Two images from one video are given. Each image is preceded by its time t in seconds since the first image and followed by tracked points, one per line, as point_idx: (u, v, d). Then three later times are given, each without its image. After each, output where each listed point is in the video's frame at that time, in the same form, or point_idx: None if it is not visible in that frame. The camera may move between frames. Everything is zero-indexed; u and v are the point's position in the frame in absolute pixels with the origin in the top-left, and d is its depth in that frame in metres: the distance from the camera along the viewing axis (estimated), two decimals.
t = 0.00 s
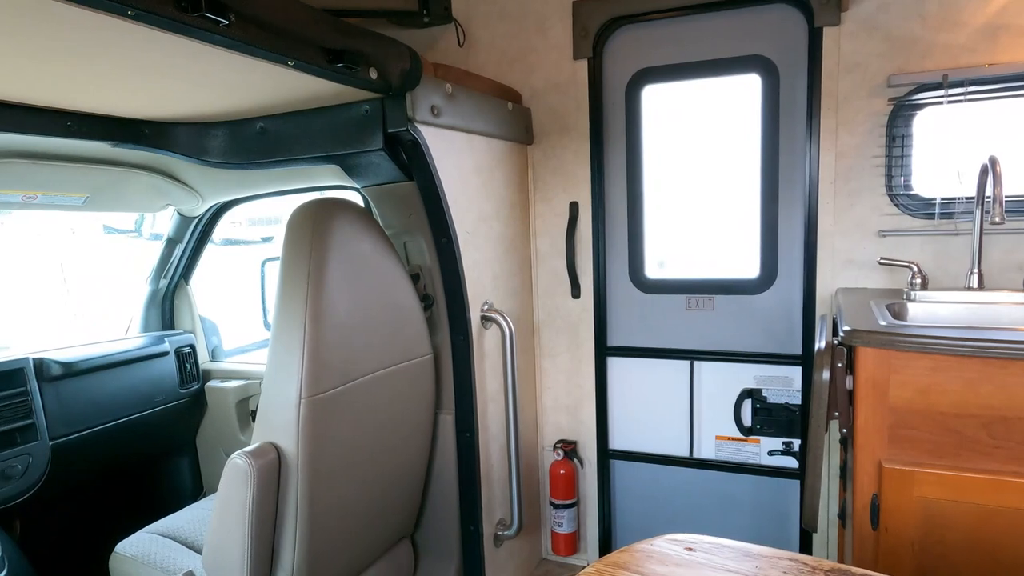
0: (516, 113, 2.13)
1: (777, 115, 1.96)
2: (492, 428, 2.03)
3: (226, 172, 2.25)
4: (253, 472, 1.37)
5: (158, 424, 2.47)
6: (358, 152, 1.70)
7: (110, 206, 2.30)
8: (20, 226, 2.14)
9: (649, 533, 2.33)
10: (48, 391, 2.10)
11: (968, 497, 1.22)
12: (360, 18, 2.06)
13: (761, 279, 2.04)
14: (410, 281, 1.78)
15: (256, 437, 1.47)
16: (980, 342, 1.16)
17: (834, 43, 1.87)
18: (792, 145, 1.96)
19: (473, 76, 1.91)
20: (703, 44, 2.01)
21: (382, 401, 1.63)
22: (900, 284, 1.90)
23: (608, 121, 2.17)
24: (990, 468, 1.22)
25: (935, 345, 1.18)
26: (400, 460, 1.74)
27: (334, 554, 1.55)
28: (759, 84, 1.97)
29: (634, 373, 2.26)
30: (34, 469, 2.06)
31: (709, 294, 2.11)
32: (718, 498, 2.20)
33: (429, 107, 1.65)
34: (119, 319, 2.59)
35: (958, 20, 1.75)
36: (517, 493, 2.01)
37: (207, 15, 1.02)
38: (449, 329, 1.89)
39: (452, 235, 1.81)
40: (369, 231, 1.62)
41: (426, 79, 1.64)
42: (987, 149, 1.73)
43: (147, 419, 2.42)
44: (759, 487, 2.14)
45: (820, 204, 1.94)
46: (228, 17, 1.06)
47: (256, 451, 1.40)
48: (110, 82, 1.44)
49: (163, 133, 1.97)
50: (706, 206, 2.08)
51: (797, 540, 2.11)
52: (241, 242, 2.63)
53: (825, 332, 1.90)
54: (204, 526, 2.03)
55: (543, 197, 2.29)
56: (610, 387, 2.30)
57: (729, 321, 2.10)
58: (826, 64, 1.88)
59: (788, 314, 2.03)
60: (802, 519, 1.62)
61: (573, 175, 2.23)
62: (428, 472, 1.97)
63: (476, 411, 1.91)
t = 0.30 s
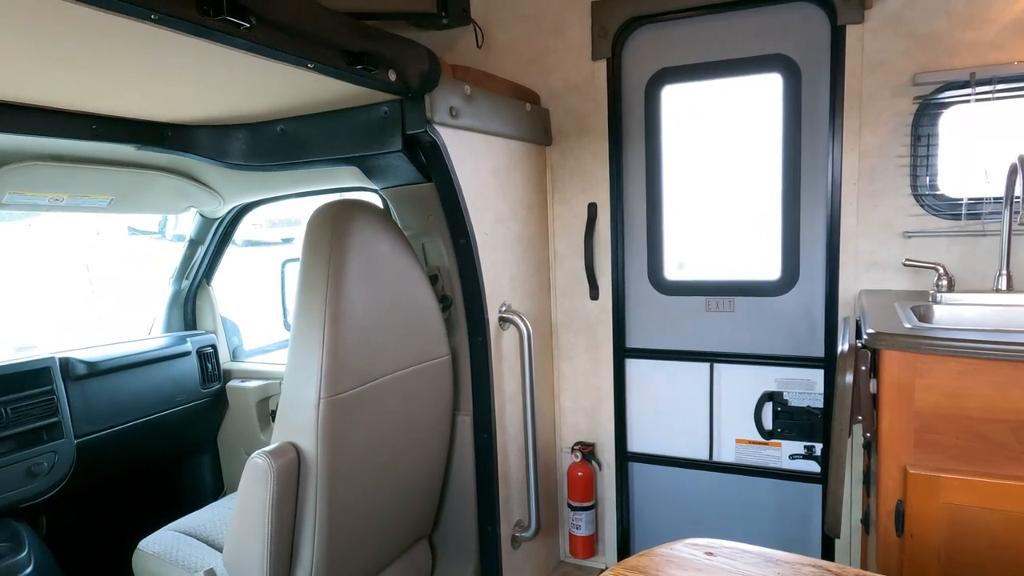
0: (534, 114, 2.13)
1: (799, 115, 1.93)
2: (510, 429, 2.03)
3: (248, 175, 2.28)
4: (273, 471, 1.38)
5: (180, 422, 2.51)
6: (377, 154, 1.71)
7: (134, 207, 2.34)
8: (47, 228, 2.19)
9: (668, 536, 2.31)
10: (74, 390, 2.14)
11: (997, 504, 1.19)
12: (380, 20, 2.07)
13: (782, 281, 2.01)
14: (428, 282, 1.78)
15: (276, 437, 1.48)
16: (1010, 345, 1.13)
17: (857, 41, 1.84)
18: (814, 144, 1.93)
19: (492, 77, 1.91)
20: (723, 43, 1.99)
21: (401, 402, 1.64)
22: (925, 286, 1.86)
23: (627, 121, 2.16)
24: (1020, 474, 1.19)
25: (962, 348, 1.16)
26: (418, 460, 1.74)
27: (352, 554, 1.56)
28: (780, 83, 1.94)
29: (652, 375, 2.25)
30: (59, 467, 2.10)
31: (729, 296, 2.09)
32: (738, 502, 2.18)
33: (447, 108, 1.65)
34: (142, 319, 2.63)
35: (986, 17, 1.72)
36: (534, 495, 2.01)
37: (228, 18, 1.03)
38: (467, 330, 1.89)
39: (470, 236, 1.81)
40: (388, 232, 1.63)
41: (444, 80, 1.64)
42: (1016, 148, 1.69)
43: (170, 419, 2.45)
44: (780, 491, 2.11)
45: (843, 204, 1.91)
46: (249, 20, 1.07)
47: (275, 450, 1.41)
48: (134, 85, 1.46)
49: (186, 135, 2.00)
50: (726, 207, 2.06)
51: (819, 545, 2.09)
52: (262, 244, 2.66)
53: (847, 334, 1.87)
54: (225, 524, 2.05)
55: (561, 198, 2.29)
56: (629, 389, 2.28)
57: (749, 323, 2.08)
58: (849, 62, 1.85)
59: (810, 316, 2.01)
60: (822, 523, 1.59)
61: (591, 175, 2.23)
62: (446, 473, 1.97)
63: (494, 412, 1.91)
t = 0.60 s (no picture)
0: (554, 114, 2.13)
1: (821, 113, 1.92)
2: (530, 429, 2.03)
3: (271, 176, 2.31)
4: (296, 468, 1.40)
5: (205, 420, 2.55)
6: (399, 155, 1.72)
7: (160, 209, 2.39)
8: (75, 229, 2.24)
9: (688, 537, 2.30)
10: (102, 388, 2.19)
11: None
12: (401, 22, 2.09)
13: (805, 281, 2.00)
14: (448, 282, 1.79)
15: (299, 435, 1.50)
16: None
17: (882, 38, 1.82)
18: (837, 143, 1.91)
19: (512, 78, 1.92)
20: (745, 42, 1.98)
21: (421, 402, 1.65)
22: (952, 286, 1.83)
23: (647, 121, 2.15)
24: None
25: (990, 348, 1.14)
26: (439, 459, 1.75)
27: (374, 551, 1.57)
28: (803, 81, 1.93)
29: (673, 375, 2.24)
30: (88, 463, 2.14)
31: (751, 296, 2.08)
32: (760, 503, 2.16)
33: (468, 109, 1.66)
34: (168, 319, 2.68)
35: (1015, 12, 1.69)
36: (554, 495, 2.01)
37: (254, 21, 1.05)
38: (487, 329, 1.90)
39: (491, 236, 1.82)
40: (409, 233, 1.64)
41: (465, 81, 1.65)
42: None
43: (195, 417, 2.49)
44: (802, 493, 2.09)
45: (867, 203, 1.89)
46: (274, 23, 1.09)
47: (299, 448, 1.43)
48: (162, 89, 1.49)
49: (211, 138, 2.04)
50: (747, 207, 2.05)
51: (843, 547, 2.06)
52: (283, 245, 2.68)
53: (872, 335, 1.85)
54: (248, 521, 2.08)
55: (581, 198, 2.29)
56: (649, 389, 2.28)
57: (771, 323, 2.07)
58: (873, 59, 1.83)
59: (833, 317, 1.98)
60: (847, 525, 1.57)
61: (611, 176, 2.22)
62: (466, 473, 1.98)
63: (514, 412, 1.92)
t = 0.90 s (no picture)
0: (566, 118, 2.14)
1: (835, 116, 1.90)
2: (542, 431, 2.04)
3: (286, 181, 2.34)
4: (309, 470, 1.42)
5: (222, 422, 2.58)
6: (411, 160, 1.74)
7: (179, 213, 2.43)
8: (97, 234, 2.29)
9: (702, 540, 2.29)
10: (122, 389, 2.23)
11: None
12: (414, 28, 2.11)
13: (818, 285, 1.98)
14: (460, 285, 1.81)
15: (313, 437, 1.52)
16: None
17: (895, 41, 1.81)
18: (851, 145, 1.90)
19: (524, 83, 1.93)
20: (757, 44, 1.97)
21: (434, 404, 1.66)
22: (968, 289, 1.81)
23: (659, 124, 2.16)
24: None
25: (1004, 354, 1.13)
26: (451, 461, 1.76)
27: (387, 552, 1.59)
28: (816, 84, 1.92)
29: (685, 379, 2.23)
30: (109, 463, 2.18)
31: (764, 299, 2.07)
32: (773, 507, 2.15)
33: (480, 114, 1.68)
34: (186, 321, 2.73)
35: None
36: (566, 498, 2.01)
37: (268, 32, 1.07)
38: (500, 332, 1.91)
39: (503, 240, 1.84)
40: (421, 237, 1.65)
41: (477, 86, 1.66)
42: None
43: (213, 418, 2.53)
44: (817, 497, 2.08)
45: (881, 206, 1.87)
46: (288, 33, 1.11)
47: (312, 450, 1.45)
48: (180, 97, 1.53)
49: (228, 144, 2.08)
50: (760, 210, 2.04)
51: (857, 553, 2.04)
52: (300, 247, 2.72)
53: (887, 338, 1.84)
54: (264, 521, 2.11)
55: (593, 202, 2.29)
56: (661, 392, 2.28)
57: (785, 327, 2.06)
58: (887, 61, 1.82)
59: (848, 320, 1.97)
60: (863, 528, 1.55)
61: (623, 179, 2.23)
62: (479, 474, 1.99)
63: (526, 414, 1.92)
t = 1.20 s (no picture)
0: (581, 121, 2.14)
1: (853, 116, 1.88)
2: (557, 434, 2.04)
3: (303, 185, 2.37)
4: (325, 471, 1.43)
5: (240, 423, 2.61)
6: (426, 163, 1.75)
7: (198, 217, 2.46)
8: (118, 237, 2.32)
9: (719, 545, 2.28)
10: (142, 390, 2.26)
11: None
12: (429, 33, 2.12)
13: (837, 287, 1.96)
14: (475, 288, 1.81)
15: (329, 439, 1.53)
16: None
17: (915, 41, 1.78)
18: (870, 146, 1.88)
19: (539, 86, 1.93)
20: (774, 45, 1.96)
21: (448, 407, 1.67)
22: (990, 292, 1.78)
23: (675, 126, 2.15)
24: None
25: None
26: (466, 464, 1.77)
27: (402, 554, 1.59)
28: (833, 85, 1.90)
29: (701, 382, 2.22)
30: (129, 462, 2.21)
31: (781, 302, 2.05)
32: (791, 512, 2.13)
33: (494, 117, 1.68)
34: (205, 323, 2.76)
35: None
36: (581, 501, 2.01)
37: (285, 39, 1.08)
38: (514, 335, 1.91)
39: (518, 243, 1.84)
40: (436, 240, 1.66)
41: (491, 90, 1.67)
42: None
43: (231, 419, 2.56)
44: (836, 502, 2.05)
45: (901, 208, 1.85)
46: (304, 39, 1.12)
47: (328, 452, 1.46)
48: (199, 103, 1.55)
49: (246, 149, 2.10)
50: (777, 212, 2.03)
51: (877, 559, 2.02)
52: (318, 249, 2.72)
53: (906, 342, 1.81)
54: (281, 522, 2.13)
55: (608, 204, 2.29)
56: (677, 395, 2.26)
57: (802, 330, 2.03)
58: (906, 61, 1.80)
59: (866, 323, 1.94)
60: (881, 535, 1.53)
61: (638, 181, 2.22)
62: (494, 477, 1.99)
63: (541, 417, 1.92)
